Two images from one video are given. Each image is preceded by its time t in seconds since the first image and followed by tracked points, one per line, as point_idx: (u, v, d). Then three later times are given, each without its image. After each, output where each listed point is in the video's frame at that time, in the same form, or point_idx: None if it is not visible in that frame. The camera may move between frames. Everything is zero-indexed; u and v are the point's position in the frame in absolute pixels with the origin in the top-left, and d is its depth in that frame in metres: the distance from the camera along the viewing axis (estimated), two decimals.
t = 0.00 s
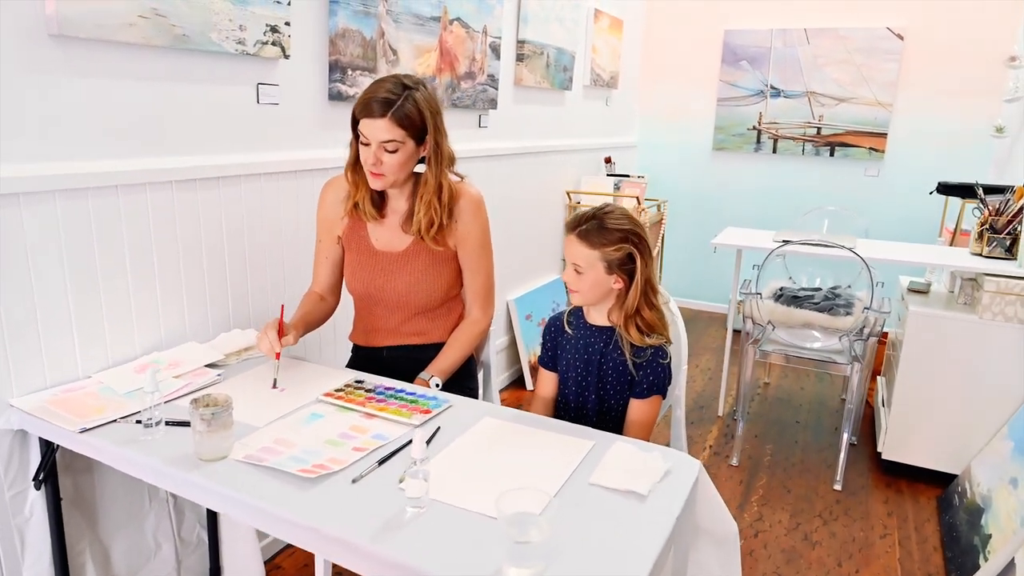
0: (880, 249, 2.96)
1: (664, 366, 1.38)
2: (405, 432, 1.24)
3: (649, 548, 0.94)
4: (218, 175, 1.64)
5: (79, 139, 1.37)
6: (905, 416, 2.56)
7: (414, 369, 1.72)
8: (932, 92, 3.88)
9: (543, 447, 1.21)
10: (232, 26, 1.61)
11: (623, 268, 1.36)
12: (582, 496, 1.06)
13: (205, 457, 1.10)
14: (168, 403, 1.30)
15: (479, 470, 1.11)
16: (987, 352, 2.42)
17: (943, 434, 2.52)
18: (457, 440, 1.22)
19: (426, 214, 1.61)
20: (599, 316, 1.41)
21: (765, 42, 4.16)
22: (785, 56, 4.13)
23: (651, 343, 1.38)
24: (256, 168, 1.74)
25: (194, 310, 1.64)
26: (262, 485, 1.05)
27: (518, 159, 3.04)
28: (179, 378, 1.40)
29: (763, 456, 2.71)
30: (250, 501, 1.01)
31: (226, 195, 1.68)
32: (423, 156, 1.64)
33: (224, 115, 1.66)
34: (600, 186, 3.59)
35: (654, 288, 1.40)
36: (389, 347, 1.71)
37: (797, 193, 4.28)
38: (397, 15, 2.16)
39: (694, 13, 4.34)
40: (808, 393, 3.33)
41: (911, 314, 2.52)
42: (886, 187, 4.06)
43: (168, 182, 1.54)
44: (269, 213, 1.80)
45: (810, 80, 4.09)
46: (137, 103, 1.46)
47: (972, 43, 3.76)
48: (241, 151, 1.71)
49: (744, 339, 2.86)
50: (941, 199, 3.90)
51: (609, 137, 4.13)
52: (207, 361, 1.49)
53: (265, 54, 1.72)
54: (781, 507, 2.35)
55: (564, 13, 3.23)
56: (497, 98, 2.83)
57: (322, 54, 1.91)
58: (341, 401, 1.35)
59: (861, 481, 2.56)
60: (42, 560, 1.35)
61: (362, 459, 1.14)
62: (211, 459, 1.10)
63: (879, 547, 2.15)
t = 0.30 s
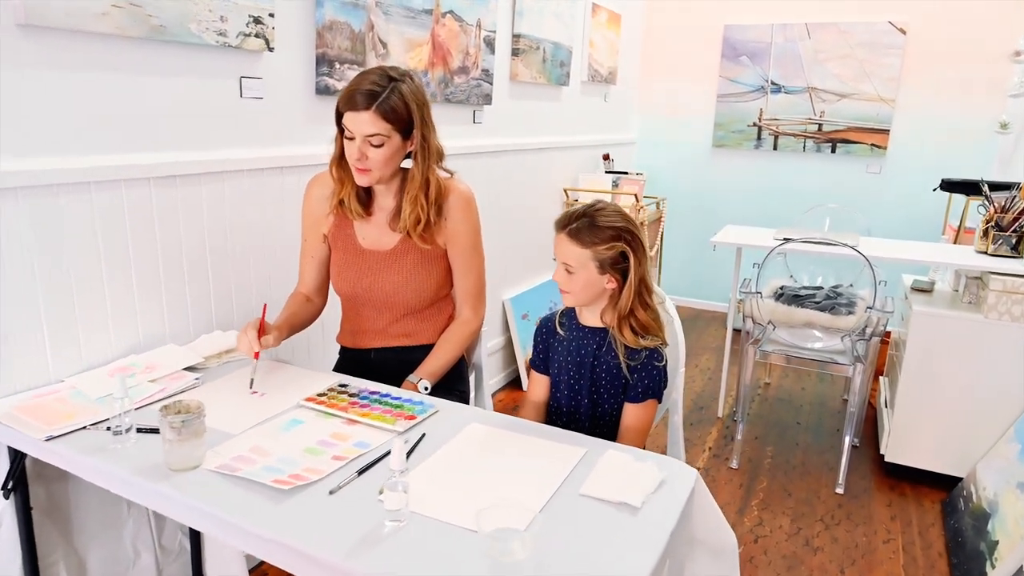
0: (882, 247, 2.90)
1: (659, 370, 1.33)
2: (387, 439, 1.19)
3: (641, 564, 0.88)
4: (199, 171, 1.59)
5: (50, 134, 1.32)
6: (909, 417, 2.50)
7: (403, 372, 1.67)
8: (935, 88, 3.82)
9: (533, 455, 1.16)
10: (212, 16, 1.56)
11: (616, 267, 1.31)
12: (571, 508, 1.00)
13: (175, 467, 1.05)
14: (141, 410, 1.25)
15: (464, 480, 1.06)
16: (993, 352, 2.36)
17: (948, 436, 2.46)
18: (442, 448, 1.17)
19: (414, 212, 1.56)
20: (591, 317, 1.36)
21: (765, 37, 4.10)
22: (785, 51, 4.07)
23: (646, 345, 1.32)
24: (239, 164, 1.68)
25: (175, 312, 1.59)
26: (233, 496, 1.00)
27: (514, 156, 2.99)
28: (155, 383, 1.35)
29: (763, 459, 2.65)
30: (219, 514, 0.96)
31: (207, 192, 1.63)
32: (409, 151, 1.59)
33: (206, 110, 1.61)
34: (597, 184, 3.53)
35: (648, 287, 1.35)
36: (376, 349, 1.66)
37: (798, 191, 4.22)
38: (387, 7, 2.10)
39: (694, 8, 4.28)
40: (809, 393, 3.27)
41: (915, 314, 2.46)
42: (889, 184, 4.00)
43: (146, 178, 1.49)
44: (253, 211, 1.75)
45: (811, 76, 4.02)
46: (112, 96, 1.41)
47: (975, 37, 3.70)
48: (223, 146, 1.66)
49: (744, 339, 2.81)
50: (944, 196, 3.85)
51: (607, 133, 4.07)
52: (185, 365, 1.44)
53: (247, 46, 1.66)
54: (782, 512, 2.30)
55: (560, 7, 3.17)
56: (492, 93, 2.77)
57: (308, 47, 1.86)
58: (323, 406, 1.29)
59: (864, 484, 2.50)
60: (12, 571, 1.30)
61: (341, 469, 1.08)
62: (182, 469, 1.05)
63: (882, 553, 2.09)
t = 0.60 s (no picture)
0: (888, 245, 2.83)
1: (657, 374, 1.25)
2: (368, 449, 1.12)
3: None
4: (176, 165, 1.52)
5: (13, 124, 1.24)
6: (915, 420, 2.43)
7: (390, 375, 1.60)
8: (940, 83, 3.74)
9: (523, 466, 1.09)
10: (190, 3, 1.49)
11: (611, 265, 1.24)
12: (562, 524, 0.93)
13: (139, 479, 0.98)
14: (107, 416, 1.18)
15: (448, 494, 0.99)
16: (1002, 353, 2.29)
17: (956, 440, 2.39)
18: (426, 459, 1.10)
19: (400, 207, 1.49)
20: (585, 317, 1.29)
21: (766, 32, 4.03)
22: (787, 47, 3.99)
23: (643, 348, 1.25)
24: (220, 159, 1.61)
25: (151, 312, 1.52)
26: (199, 512, 0.93)
27: (510, 152, 2.91)
28: (126, 387, 1.28)
29: (765, 462, 2.58)
30: (182, 532, 0.89)
31: (186, 188, 1.56)
32: (396, 144, 1.52)
33: (184, 101, 1.54)
34: (596, 181, 3.46)
35: (645, 287, 1.28)
36: (362, 351, 1.59)
37: (800, 189, 4.15)
38: None
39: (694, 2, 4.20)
40: (812, 395, 3.20)
41: (920, 314, 2.39)
42: (892, 181, 3.93)
43: (119, 172, 1.42)
44: (235, 207, 1.68)
45: (813, 71, 3.95)
46: (82, 85, 1.34)
47: (981, 31, 3.62)
48: (202, 139, 1.59)
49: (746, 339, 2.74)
50: (949, 193, 3.78)
51: (606, 130, 4.00)
52: (159, 368, 1.37)
53: (228, 35, 1.59)
54: (784, 518, 2.23)
55: None
56: (487, 88, 2.69)
57: (293, 37, 1.79)
58: (301, 412, 1.23)
59: (869, 489, 2.43)
60: None
61: (317, 481, 1.02)
62: (145, 481, 0.99)
63: (889, 561, 2.02)
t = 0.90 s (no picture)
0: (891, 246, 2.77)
1: (652, 382, 1.19)
2: (346, 463, 1.06)
3: None
4: (151, 163, 1.45)
5: None
6: (921, 426, 2.37)
7: (375, 382, 1.54)
8: (944, 81, 3.68)
9: (509, 482, 1.03)
10: None
11: (602, 268, 1.18)
12: (550, 547, 0.88)
13: (99, 497, 0.92)
14: (71, 429, 1.12)
15: (428, 515, 0.93)
16: (1010, 357, 2.23)
17: (962, 446, 2.32)
18: (406, 475, 1.04)
19: (385, 208, 1.43)
20: (577, 324, 1.23)
21: (766, 29, 3.97)
22: (789, 44, 3.93)
23: (638, 355, 1.19)
24: (199, 157, 1.55)
25: (126, 316, 1.46)
26: (160, 533, 0.87)
27: (505, 151, 2.85)
28: (94, 397, 1.22)
29: (766, 468, 2.52)
30: (141, 557, 0.83)
31: (163, 187, 1.50)
32: (381, 141, 1.46)
33: (161, 97, 1.48)
34: (593, 181, 3.40)
35: (639, 291, 1.22)
36: (347, 356, 1.52)
37: (801, 188, 4.08)
38: None
39: None
40: (813, 398, 3.15)
41: (924, 316, 2.33)
42: (895, 181, 3.87)
43: (90, 170, 1.35)
44: (215, 207, 1.62)
45: (814, 69, 3.89)
46: (51, 79, 1.28)
47: (986, 28, 3.56)
48: (181, 136, 1.53)
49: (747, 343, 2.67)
50: (953, 193, 3.71)
51: (604, 129, 3.93)
52: (132, 375, 1.31)
53: (207, 28, 1.53)
54: (786, 527, 2.17)
55: None
56: (481, 85, 2.62)
57: (277, 31, 1.73)
58: (277, 423, 1.17)
59: (872, 497, 2.37)
60: None
61: (289, 499, 0.96)
62: (106, 499, 0.92)
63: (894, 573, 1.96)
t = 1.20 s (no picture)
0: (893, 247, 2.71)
1: (646, 390, 1.14)
2: (322, 476, 1.01)
3: None
4: (126, 160, 1.40)
5: None
6: (924, 431, 2.31)
7: (360, 388, 1.48)
8: (946, 79, 3.62)
9: (494, 497, 0.98)
10: None
11: (592, 271, 1.12)
12: (535, 568, 0.82)
13: (57, 514, 0.87)
14: (35, 439, 1.06)
15: (406, 534, 0.88)
16: (1016, 360, 2.17)
17: (967, 451, 2.27)
18: (385, 489, 0.99)
19: (370, 207, 1.37)
20: (567, 328, 1.18)
21: (766, 27, 3.92)
22: (789, 42, 3.88)
23: (630, 361, 1.13)
24: (178, 154, 1.50)
25: (101, 319, 1.41)
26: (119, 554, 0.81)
27: (500, 150, 2.79)
28: (62, 405, 1.16)
29: (765, 474, 2.47)
30: None
31: (141, 185, 1.44)
32: (366, 138, 1.39)
33: (140, 92, 1.43)
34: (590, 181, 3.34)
35: (632, 294, 1.16)
36: (330, 361, 1.47)
37: (801, 188, 4.03)
38: None
39: None
40: (814, 401, 3.09)
41: (927, 319, 2.27)
42: (896, 180, 3.82)
43: (60, 168, 1.29)
44: (195, 206, 1.56)
45: (814, 67, 3.84)
46: (20, 72, 1.22)
47: (989, 26, 3.51)
48: (159, 133, 1.47)
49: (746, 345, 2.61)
50: (954, 192, 3.66)
51: (601, 128, 3.88)
52: (104, 382, 1.25)
53: (186, 21, 1.48)
54: (785, 535, 2.11)
55: None
56: (476, 82, 2.55)
57: (261, 25, 1.67)
58: (253, 433, 1.11)
59: (874, 503, 2.32)
60: None
61: (259, 515, 0.90)
62: (65, 516, 0.87)
63: None
